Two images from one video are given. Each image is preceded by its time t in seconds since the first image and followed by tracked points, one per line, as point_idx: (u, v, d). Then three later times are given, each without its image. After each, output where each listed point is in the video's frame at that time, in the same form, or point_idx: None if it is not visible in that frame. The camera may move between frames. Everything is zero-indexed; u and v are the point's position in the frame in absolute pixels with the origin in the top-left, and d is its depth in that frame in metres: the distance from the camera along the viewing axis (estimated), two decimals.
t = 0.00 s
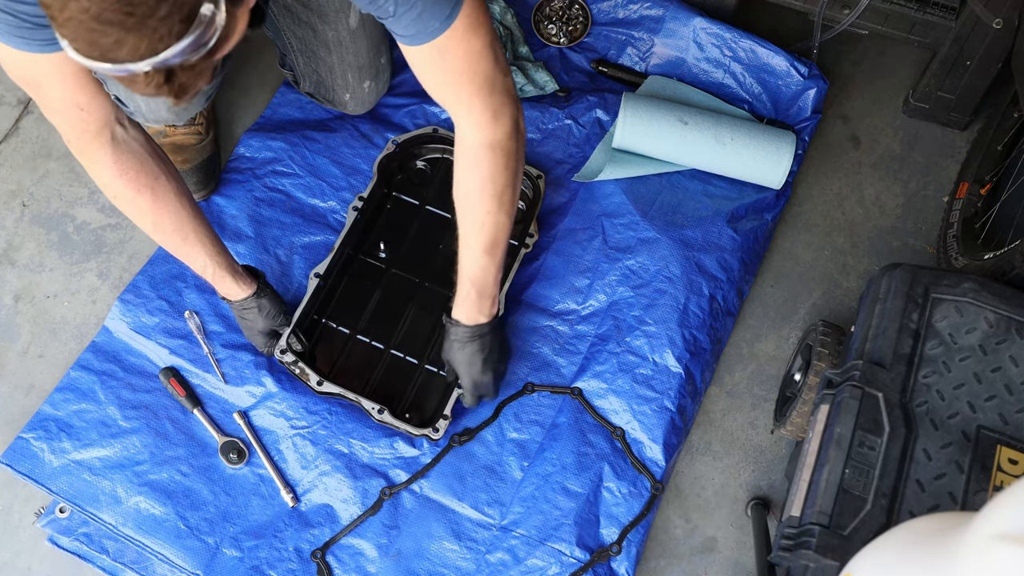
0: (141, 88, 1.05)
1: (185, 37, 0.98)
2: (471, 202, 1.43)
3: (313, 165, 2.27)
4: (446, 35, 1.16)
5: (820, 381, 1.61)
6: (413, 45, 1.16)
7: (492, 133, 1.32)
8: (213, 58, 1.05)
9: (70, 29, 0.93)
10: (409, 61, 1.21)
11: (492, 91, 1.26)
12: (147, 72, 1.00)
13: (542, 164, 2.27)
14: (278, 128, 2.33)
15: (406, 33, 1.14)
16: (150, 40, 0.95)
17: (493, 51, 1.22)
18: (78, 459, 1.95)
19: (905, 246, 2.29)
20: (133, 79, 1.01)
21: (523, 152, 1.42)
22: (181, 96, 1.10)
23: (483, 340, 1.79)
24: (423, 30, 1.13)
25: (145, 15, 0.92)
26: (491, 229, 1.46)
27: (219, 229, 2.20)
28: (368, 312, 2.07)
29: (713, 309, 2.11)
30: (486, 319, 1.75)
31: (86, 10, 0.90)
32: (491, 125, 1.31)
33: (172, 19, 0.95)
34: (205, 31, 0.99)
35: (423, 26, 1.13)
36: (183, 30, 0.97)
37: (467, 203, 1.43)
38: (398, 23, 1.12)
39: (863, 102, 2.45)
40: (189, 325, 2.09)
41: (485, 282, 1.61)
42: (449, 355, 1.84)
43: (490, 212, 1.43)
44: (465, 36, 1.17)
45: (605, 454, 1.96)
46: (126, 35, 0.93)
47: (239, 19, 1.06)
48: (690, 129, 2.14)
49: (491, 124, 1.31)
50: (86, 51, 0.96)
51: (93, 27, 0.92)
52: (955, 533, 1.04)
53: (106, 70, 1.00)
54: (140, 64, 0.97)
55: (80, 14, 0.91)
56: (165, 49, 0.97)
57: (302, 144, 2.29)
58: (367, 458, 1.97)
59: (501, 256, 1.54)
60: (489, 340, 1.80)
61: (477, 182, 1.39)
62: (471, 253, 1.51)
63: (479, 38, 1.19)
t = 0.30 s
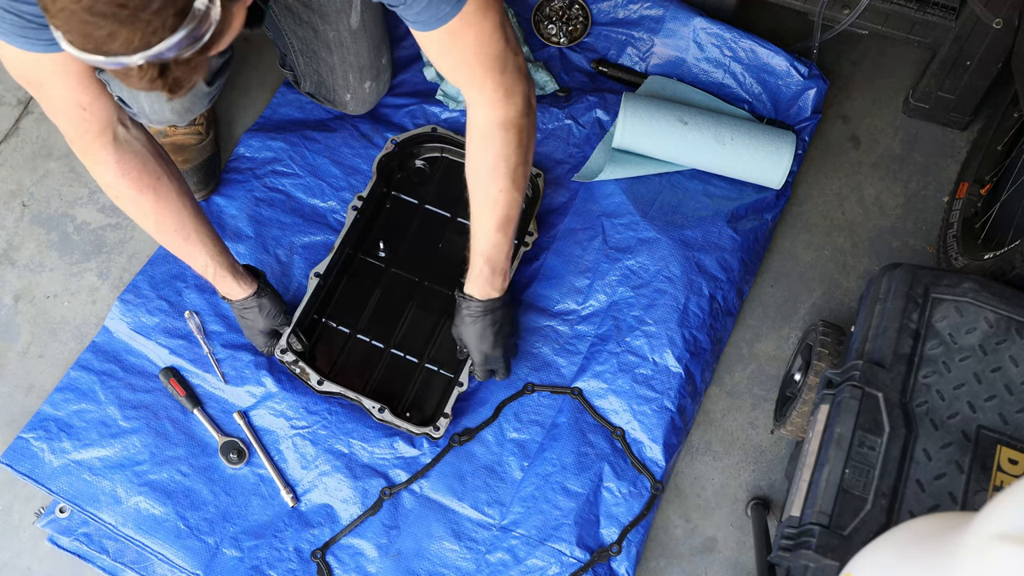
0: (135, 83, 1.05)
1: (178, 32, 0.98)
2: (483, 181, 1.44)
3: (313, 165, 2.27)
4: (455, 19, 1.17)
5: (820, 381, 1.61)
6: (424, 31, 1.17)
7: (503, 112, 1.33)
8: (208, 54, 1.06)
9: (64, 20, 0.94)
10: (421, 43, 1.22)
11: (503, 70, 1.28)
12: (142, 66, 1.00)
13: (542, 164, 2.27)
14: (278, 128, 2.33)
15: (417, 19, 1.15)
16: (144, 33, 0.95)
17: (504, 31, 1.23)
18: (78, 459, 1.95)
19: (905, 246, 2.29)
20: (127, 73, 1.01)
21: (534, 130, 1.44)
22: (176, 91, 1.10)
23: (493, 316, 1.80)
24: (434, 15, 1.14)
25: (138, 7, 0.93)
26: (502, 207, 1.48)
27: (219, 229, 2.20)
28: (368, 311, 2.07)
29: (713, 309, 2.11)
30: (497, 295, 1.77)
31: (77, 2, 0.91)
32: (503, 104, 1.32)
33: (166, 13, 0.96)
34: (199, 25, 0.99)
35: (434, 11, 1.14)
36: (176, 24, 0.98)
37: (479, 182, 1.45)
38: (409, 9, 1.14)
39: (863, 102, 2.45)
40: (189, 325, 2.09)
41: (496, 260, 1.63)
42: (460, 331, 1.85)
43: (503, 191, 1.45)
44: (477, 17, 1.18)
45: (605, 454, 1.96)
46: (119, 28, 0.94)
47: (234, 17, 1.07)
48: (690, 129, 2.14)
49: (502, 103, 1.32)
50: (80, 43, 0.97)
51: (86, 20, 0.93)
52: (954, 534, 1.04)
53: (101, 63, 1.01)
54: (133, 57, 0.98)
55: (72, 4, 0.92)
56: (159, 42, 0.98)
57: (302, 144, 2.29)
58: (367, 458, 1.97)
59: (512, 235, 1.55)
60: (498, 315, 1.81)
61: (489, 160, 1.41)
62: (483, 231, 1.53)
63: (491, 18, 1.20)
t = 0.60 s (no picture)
0: (138, 83, 1.05)
1: (183, 32, 0.99)
2: (489, 173, 1.43)
3: (313, 165, 2.27)
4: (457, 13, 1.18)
5: (820, 381, 1.61)
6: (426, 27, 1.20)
7: (507, 106, 1.33)
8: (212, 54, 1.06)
9: (67, 21, 0.94)
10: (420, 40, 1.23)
11: (506, 64, 1.28)
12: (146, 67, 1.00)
13: (542, 164, 2.27)
14: (278, 128, 2.33)
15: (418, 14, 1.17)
16: (149, 34, 0.96)
17: (504, 25, 1.24)
18: (78, 459, 1.95)
19: (905, 246, 2.29)
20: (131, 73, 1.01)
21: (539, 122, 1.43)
22: (180, 91, 1.10)
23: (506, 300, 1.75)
24: (436, 12, 1.17)
25: (142, 9, 0.93)
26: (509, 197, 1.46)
27: (219, 229, 2.20)
28: (368, 311, 2.07)
29: (713, 309, 2.11)
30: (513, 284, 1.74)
31: (82, 5, 0.91)
32: (507, 97, 1.32)
33: (170, 14, 0.95)
34: (203, 26, 1.00)
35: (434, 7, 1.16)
36: (181, 25, 0.98)
37: (485, 177, 1.44)
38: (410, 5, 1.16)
39: (863, 102, 2.45)
40: (189, 325, 2.09)
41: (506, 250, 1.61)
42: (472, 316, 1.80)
43: (509, 181, 1.43)
44: (477, 13, 1.20)
45: (605, 454, 1.96)
46: (123, 30, 0.94)
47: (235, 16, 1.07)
48: (690, 129, 2.14)
49: (506, 98, 1.32)
50: (85, 44, 0.97)
51: (90, 22, 0.93)
52: (956, 534, 1.03)
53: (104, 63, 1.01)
54: (138, 58, 0.98)
55: (77, 6, 0.91)
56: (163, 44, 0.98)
57: (302, 144, 2.29)
58: (367, 458, 1.97)
59: (521, 225, 1.53)
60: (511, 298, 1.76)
61: (494, 153, 1.40)
62: (490, 221, 1.51)
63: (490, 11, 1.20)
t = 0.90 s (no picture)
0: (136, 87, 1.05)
1: (177, 35, 0.99)
2: (517, 123, 1.52)
3: (313, 165, 2.27)
4: None
5: (820, 381, 1.61)
6: None
7: (530, 59, 1.39)
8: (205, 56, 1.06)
9: (61, 27, 0.94)
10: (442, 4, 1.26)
11: (526, 20, 1.32)
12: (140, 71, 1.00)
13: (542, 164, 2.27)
14: (278, 128, 2.33)
15: None
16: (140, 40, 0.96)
17: None
18: (78, 459, 1.95)
19: (905, 247, 2.29)
20: (126, 76, 1.02)
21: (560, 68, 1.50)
22: (176, 93, 1.10)
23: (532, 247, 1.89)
24: None
25: (133, 15, 0.93)
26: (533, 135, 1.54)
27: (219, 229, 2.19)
28: (368, 310, 2.07)
29: (713, 309, 2.11)
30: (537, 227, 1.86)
31: (74, 10, 0.91)
32: (529, 50, 1.38)
33: (161, 19, 0.96)
34: (195, 30, 1.00)
35: None
36: (173, 28, 0.98)
37: (512, 123, 1.52)
38: None
39: (863, 102, 2.45)
40: (189, 325, 2.09)
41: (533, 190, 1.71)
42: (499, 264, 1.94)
43: (537, 128, 1.53)
44: None
45: (605, 454, 1.96)
46: (115, 35, 0.94)
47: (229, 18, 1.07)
48: (690, 129, 2.14)
49: (528, 49, 1.38)
50: (79, 48, 0.97)
51: (83, 26, 0.93)
52: (955, 535, 1.03)
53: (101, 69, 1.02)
54: (131, 62, 0.98)
55: (70, 12, 0.92)
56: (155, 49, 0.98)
57: (302, 144, 2.29)
58: (367, 458, 1.97)
59: (546, 169, 1.64)
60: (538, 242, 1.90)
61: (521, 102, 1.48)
62: (519, 166, 1.62)
63: None
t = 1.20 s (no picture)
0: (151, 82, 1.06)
1: (192, 28, 0.99)
2: (523, 101, 1.49)
3: (313, 165, 2.27)
4: None
5: (820, 381, 1.61)
6: None
7: (534, 34, 1.39)
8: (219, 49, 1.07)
9: (76, 25, 0.96)
10: None
11: None
12: (156, 66, 1.00)
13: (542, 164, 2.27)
14: (278, 128, 2.33)
15: None
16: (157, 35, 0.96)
17: None
18: (78, 459, 1.95)
19: (905, 246, 2.29)
20: (141, 72, 1.02)
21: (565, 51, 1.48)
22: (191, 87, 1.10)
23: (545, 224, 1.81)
24: None
25: (149, 9, 0.94)
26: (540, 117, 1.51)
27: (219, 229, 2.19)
28: (369, 310, 2.07)
29: (713, 309, 2.11)
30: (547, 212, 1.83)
31: (90, 7, 0.92)
32: (533, 26, 1.37)
33: (176, 13, 0.96)
34: (210, 22, 1.01)
35: None
36: (188, 22, 0.99)
37: (517, 106, 1.50)
38: None
39: (863, 102, 2.45)
40: (189, 325, 2.09)
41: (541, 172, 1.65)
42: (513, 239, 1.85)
43: (542, 111, 1.49)
44: None
45: (605, 454, 1.96)
46: (131, 31, 0.95)
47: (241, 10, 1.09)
48: (690, 129, 2.14)
49: (531, 25, 1.37)
50: (94, 46, 0.98)
51: (99, 24, 0.94)
52: (955, 535, 1.03)
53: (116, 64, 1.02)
54: (147, 57, 0.98)
55: (86, 10, 0.93)
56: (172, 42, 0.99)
57: (302, 144, 2.29)
58: (366, 458, 1.97)
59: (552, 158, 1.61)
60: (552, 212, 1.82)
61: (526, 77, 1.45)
62: (525, 156, 1.59)
63: None
